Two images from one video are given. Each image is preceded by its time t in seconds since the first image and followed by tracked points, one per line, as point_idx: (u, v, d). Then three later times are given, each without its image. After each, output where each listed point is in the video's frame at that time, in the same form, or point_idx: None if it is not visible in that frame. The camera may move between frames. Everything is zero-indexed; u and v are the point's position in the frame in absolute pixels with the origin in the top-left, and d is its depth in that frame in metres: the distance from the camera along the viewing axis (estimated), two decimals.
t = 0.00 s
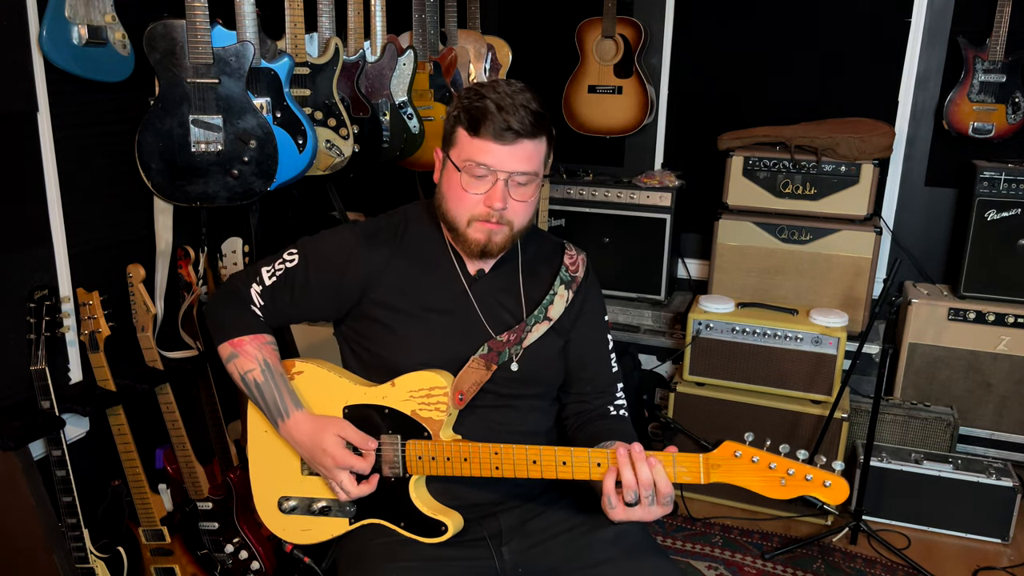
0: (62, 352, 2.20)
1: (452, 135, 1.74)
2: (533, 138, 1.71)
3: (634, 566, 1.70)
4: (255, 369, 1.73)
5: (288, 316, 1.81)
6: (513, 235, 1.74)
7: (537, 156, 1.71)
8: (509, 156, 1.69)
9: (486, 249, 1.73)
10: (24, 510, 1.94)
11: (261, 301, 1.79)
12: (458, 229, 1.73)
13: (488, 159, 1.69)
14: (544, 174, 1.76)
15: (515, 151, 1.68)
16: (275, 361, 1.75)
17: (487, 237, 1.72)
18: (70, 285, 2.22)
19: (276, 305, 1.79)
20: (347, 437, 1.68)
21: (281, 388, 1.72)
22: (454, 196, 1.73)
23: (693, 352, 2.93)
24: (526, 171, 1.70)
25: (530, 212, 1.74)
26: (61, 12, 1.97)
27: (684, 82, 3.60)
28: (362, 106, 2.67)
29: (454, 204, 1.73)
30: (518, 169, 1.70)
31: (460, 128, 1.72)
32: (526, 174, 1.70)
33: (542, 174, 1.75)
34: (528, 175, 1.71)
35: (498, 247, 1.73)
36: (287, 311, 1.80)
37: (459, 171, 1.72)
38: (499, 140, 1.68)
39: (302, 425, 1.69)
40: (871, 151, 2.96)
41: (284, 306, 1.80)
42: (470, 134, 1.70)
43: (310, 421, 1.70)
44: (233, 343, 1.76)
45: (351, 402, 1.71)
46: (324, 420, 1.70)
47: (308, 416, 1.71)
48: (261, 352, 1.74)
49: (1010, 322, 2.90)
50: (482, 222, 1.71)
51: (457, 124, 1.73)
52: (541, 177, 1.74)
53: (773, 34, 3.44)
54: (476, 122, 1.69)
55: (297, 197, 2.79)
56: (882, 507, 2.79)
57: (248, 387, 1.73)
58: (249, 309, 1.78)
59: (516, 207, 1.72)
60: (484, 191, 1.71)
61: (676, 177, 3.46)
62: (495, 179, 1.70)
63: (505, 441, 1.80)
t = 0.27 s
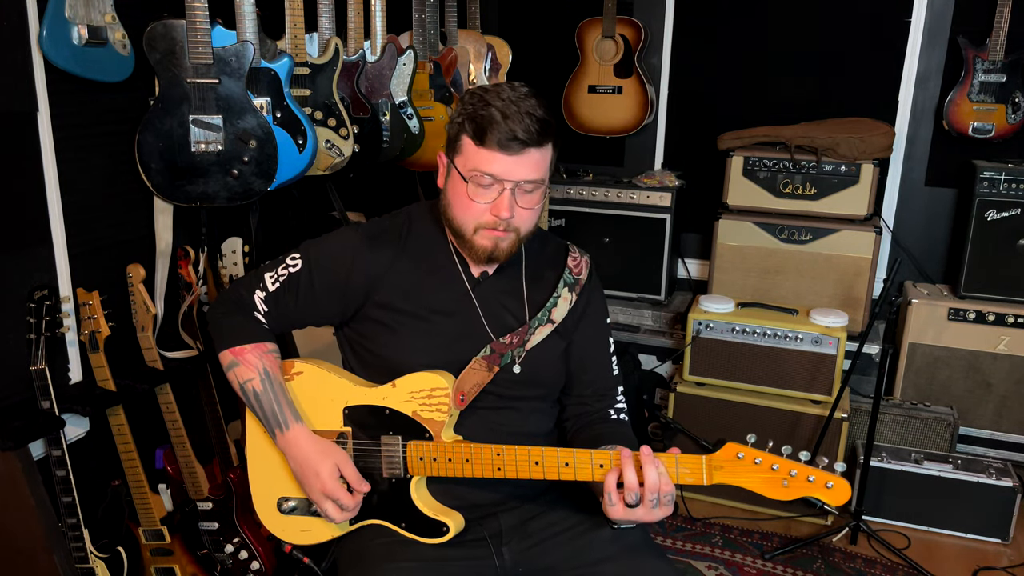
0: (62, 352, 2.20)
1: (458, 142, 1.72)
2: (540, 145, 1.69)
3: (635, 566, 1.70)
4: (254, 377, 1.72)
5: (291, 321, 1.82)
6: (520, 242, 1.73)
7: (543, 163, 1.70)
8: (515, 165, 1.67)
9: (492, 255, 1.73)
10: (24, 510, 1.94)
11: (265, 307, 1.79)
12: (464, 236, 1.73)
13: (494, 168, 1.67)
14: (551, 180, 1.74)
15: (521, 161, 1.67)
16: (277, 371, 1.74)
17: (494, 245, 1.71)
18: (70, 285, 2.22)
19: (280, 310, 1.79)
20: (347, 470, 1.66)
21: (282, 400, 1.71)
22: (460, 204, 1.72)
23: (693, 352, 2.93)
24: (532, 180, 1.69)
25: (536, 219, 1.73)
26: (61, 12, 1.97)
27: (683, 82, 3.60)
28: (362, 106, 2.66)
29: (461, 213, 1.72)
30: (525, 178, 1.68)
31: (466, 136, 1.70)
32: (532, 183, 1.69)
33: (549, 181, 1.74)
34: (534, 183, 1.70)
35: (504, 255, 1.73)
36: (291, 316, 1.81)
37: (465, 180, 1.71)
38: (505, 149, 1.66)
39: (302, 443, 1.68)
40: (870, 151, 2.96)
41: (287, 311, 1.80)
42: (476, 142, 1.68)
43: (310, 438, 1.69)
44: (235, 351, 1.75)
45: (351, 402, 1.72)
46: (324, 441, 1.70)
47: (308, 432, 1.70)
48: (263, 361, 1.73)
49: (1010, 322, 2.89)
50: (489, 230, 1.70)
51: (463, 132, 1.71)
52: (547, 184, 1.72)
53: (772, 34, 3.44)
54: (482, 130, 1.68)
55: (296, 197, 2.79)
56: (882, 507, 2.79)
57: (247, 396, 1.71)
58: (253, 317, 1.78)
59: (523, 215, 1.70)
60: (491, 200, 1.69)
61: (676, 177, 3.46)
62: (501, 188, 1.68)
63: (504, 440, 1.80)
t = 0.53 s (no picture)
0: (62, 352, 2.20)
1: (468, 157, 1.70)
2: (551, 161, 1.66)
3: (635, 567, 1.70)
4: (258, 370, 1.73)
5: (293, 319, 1.82)
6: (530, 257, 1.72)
7: (554, 179, 1.67)
8: (525, 184, 1.65)
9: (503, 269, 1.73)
10: (24, 510, 1.94)
11: (268, 302, 1.79)
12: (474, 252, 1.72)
13: (504, 186, 1.65)
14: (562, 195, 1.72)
15: (532, 179, 1.65)
16: (281, 362, 1.75)
17: (505, 260, 1.71)
18: (70, 285, 2.22)
19: (283, 307, 1.80)
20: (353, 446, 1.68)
21: (286, 391, 1.72)
22: (470, 221, 1.70)
23: (693, 352, 2.93)
24: (543, 197, 1.67)
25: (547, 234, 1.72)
26: (61, 12, 1.97)
27: (683, 82, 3.60)
28: (363, 106, 2.67)
29: (471, 229, 1.71)
30: (535, 196, 1.66)
31: (476, 152, 1.68)
32: (543, 200, 1.67)
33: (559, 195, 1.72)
34: (545, 199, 1.68)
35: (515, 271, 1.72)
36: (293, 313, 1.81)
37: (475, 196, 1.69)
38: (516, 166, 1.64)
39: (306, 431, 1.69)
40: (871, 151, 2.96)
41: (290, 309, 1.80)
42: (486, 159, 1.66)
43: (314, 426, 1.70)
44: (239, 343, 1.76)
45: (357, 405, 1.71)
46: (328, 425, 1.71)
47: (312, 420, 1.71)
48: (267, 353, 1.74)
49: (1010, 322, 2.90)
50: (499, 247, 1.70)
51: (472, 148, 1.69)
52: (558, 200, 1.70)
53: (773, 34, 3.44)
54: (492, 147, 1.65)
55: (297, 197, 2.79)
56: (882, 507, 2.79)
57: (252, 388, 1.73)
58: (255, 309, 1.79)
59: (534, 231, 1.69)
60: (501, 217, 1.68)
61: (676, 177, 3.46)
62: (511, 205, 1.67)
63: (504, 441, 1.80)
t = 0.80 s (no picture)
0: (62, 352, 2.20)
1: (476, 134, 1.56)
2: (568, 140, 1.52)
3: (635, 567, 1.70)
4: (257, 352, 1.73)
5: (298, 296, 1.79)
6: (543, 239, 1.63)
7: (570, 159, 1.54)
8: (539, 165, 1.51)
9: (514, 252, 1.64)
10: (24, 510, 1.94)
11: (268, 280, 1.75)
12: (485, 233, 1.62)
13: (516, 167, 1.52)
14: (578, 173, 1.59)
15: (546, 160, 1.51)
16: (280, 343, 1.74)
17: (516, 244, 1.61)
18: (70, 285, 2.22)
19: (285, 285, 1.76)
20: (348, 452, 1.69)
21: (286, 374, 1.72)
22: (480, 202, 1.59)
23: (693, 352, 2.93)
24: (559, 179, 1.53)
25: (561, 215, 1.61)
26: (61, 12, 1.97)
27: (683, 82, 3.60)
28: (363, 107, 2.67)
29: (481, 210, 1.60)
30: (550, 178, 1.53)
31: (487, 128, 1.53)
32: (559, 182, 1.54)
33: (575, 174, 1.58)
34: (560, 181, 1.55)
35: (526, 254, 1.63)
36: (296, 290, 1.77)
37: (485, 176, 1.56)
38: (529, 147, 1.50)
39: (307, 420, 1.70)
40: (871, 151, 2.96)
41: (293, 286, 1.76)
42: (497, 138, 1.52)
43: (315, 414, 1.71)
44: (239, 323, 1.75)
45: (362, 378, 1.71)
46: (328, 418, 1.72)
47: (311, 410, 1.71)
48: (266, 335, 1.74)
49: (1010, 322, 2.89)
50: (510, 230, 1.59)
51: (483, 123, 1.54)
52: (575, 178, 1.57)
53: (773, 33, 3.44)
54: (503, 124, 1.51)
55: (297, 197, 2.81)
56: (882, 507, 2.79)
57: (251, 369, 1.73)
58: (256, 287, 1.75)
59: (547, 213, 1.58)
60: (512, 199, 1.56)
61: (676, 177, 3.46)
62: (524, 188, 1.54)
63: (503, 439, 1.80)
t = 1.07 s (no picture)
0: (62, 353, 2.20)
1: (484, 91, 1.55)
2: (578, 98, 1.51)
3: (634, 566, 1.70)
4: (252, 314, 1.72)
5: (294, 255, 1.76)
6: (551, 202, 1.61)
7: (580, 118, 1.53)
8: (549, 124, 1.50)
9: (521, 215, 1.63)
10: (24, 511, 1.94)
11: (265, 240, 1.73)
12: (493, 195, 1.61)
13: (525, 126, 1.51)
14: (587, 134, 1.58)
15: (556, 118, 1.50)
16: (275, 305, 1.74)
17: (524, 206, 1.60)
18: (70, 285, 2.22)
19: (282, 245, 1.73)
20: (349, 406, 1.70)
21: (281, 335, 1.72)
22: (488, 162, 1.58)
23: (693, 352, 2.93)
24: (568, 140, 1.52)
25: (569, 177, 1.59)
26: (61, 11, 1.97)
27: (683, 81, 3.60)
28: (363, 107, 2.68)
29: (489, 171, 1.59)
30: (560, 137, 1.52)
31: (495, 86, 1.52)
32: (568, 141, 1.53)
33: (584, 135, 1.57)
34: (570, 141, 1.53)
35: (533, 217, 1.62)
36: (293, 251, 1.74)
37: (493, 136, 1.55)
38: (538, 104, 1.49)
39: (304, 381, 1.71)
40: (871, 151, 2.96)
41: (290, 246, 1.73)
42: (506, 96, 1.51)
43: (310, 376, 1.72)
44: (233, 285, 1.74)
45: (356, 344, 1.71)
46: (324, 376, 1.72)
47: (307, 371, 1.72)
48: (261, 298, 1.73)
49: (1010, 322, 2.90)
50: (518, 192, 1.58)
51: (491, 81, 1.53)
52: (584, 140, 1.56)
53: (772, 33, 3.44)
54: (512, 82, 1.50)
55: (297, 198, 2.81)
56: (882, 507, 2.79)
57: (247, 332, 1.73)
58: (252, 247, 1.73)
59: (556, 174, 1.56)
60: (521, 159, 1.55)
61: (676, 177, 3.46)
62: (532, 147, 1.53)
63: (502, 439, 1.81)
